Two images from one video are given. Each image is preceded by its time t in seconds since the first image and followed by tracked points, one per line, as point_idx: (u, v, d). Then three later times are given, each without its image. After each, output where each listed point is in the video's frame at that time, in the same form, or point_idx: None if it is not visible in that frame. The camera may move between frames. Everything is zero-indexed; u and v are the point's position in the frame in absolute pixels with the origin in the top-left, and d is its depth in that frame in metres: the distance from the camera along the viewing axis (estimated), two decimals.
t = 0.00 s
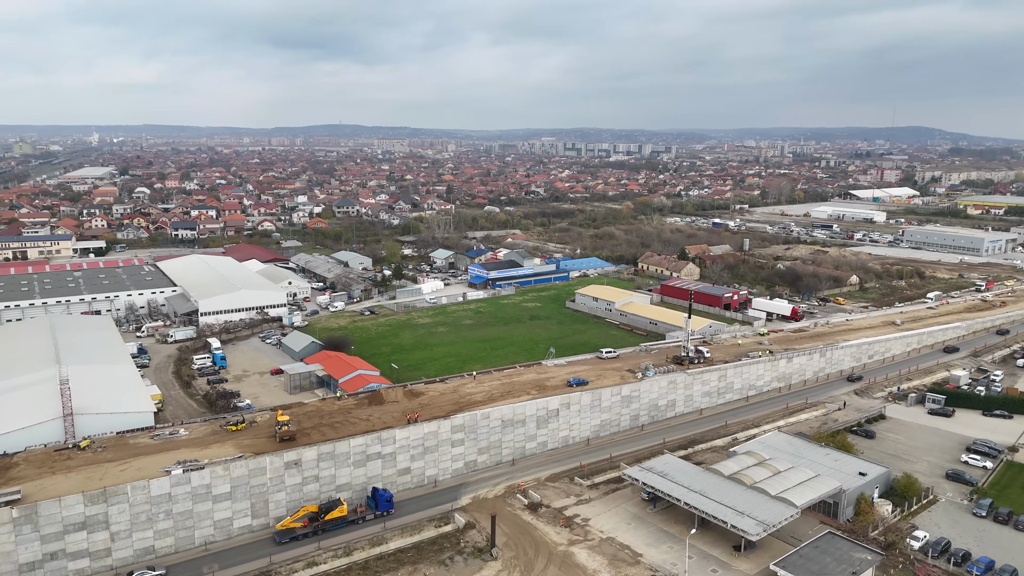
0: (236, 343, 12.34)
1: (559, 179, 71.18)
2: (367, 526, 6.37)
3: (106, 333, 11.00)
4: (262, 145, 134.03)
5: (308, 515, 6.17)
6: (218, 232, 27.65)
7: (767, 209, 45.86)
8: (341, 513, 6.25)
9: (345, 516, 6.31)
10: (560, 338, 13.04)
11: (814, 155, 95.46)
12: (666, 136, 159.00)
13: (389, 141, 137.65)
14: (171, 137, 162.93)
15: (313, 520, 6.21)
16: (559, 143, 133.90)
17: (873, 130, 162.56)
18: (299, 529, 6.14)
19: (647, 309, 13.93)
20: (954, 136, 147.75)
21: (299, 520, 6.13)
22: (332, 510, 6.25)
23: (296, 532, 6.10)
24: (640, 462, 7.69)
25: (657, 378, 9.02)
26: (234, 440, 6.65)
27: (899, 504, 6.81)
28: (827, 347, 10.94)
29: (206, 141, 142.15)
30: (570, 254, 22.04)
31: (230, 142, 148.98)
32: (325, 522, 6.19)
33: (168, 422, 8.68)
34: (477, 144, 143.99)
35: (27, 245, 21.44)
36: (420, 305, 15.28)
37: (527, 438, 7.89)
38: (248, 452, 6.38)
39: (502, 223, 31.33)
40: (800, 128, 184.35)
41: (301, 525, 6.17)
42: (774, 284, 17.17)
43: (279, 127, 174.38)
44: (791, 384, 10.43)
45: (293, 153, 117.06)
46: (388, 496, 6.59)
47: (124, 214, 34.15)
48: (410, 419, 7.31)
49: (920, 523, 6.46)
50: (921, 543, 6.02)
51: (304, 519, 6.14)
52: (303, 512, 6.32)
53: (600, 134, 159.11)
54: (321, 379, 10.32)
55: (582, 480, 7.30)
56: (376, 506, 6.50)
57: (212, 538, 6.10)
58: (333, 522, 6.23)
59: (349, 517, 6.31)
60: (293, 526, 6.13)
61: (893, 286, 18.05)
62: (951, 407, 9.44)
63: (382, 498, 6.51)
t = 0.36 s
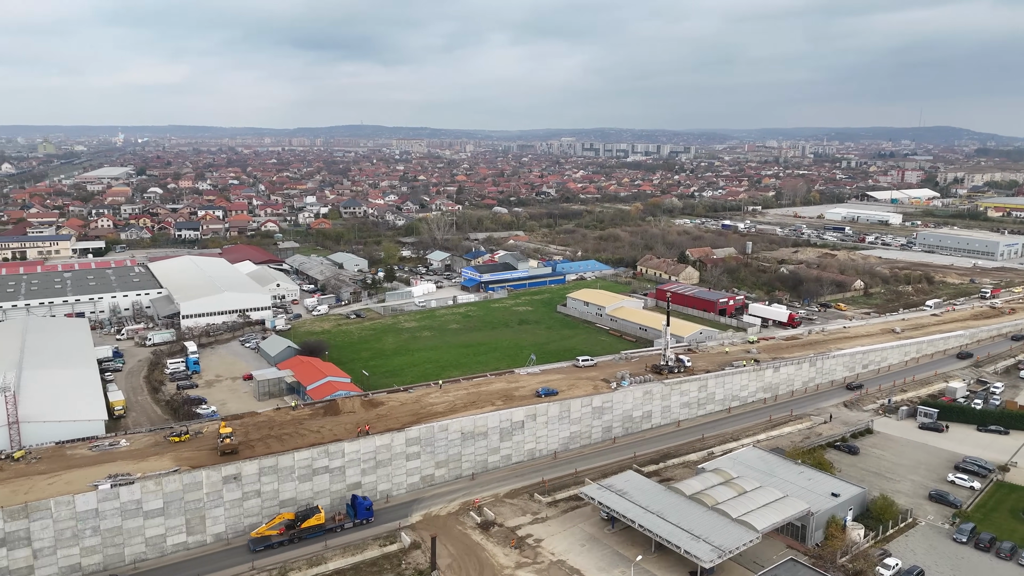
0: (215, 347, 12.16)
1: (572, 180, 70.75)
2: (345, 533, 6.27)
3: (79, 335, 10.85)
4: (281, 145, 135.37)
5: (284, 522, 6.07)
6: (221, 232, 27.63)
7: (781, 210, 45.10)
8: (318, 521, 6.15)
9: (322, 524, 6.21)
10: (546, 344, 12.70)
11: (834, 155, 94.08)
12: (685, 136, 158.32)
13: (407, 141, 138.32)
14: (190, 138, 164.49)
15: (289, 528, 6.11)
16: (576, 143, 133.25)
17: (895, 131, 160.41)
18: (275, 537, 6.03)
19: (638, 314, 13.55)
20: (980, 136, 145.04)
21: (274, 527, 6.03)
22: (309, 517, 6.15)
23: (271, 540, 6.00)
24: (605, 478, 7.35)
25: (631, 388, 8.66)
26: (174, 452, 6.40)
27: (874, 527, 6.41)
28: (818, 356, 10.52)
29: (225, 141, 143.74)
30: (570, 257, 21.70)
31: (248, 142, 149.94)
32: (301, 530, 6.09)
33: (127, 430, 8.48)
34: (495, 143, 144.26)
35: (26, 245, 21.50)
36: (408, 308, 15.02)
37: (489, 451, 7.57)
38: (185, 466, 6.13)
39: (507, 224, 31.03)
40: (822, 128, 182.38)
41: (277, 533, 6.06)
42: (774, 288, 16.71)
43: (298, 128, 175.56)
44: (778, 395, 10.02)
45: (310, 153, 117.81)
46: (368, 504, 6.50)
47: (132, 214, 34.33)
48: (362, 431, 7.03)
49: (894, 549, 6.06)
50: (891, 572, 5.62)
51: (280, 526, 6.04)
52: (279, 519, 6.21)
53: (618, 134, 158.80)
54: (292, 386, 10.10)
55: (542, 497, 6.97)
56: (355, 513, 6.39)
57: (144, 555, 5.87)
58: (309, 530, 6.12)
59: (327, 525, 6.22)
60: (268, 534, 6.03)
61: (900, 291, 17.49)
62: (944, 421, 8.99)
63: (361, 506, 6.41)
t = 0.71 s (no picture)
0: (199, 350, 12.03)
1: (592, 181, 70.26)
2: (329, 542, 6.14)
3: (59, 337, 10.76)
4: (306, 146, 136.49)
5: (266, 529, 5.94)
6: (231, 232, 27.71)
7: (802, 212, 44.19)
8: (301, 529, 6.00)
9: (305, 531, 6.06)
10: (536, 349, 12.37)
11: (862, 156, 92.32)
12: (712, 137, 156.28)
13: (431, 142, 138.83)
14: (218, 138, 166.58)
15: (271, 534, 5.97)
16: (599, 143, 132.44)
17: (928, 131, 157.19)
18: (257, 544, 5.91)
19: (633, 319, 13.17)
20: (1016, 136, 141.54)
21: (256, 534, 5.92)
22: (291, 525, 6.01)
23: (252, 548, 5.89)
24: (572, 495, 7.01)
25: (608, 400, 8.30)
26: (117, 464, 6.19)
27: (851, 554, 6.00)
28: (813, 367, 10.06)
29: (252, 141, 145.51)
30: (576, 260, 21.34)
31: (274, 143, 151.42)
32: (283, 538, 5.94)
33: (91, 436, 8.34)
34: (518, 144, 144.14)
35: (34, 245, 21.68)
36: (402, 311, 14.79)
37: (452, 465, 7.26)
38: (123, 479, 5.92)
39: (518, 226, 30.76)
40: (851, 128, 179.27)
41: (259, 540, 5.94)
42: (781, 294, 16.20)
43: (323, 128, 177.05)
44: (769, 408, 9.60)
45: (333, 154, 118.66)
46: (354, 510, 6.33)
47: (148, 214, 34.64)
48: (316, 443, 6.76)
49: None
50: None
51: (261, 534, 5.91)
52: (262, 525, 6.08)
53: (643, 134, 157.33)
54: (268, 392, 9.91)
55: (502, 514, 6.65)
56: (340, 521, 6.25)
57: (78, 571, 5.66)
58: (291, 538, 5.98)
59: (310, 533, 6.07)
60: (250, 541, 5.92)
61: (914, 297, 16.86)
62: (943, 438, 8.50)
63: (346, 513, 6.25)
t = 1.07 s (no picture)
0: (202, 351, 12.01)
1: (629, 182, 69.43)
2: (328, 547, 6.11)
3: (61, 336, 10.84)
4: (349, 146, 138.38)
5: (266, 534, 5.92)
6: (258, 232, 27.98)
7: (843, 215, 42.83)
8: (300, 534, 5.98)
9: (304, 537, 6.04)
10: (540, 356, 12.05)
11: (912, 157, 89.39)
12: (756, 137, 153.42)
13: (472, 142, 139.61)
14: (263, 138, 170.04)
15: (270, 539, 5.95)
16: (640, 143, 130.97)
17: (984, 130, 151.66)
18: (255, 549, 5.87)
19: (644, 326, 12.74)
20: None
21: (255, 539, 5.88)
22: (290, 530, 5.99)
23: (251, 552, 5.85)
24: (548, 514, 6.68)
25: (597, 413, 7.93)
26: (75, 471, 6.08)
27: None
28: (824, 380, 9.53)
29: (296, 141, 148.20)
30: (597, 263, 20.93)
31: (317, 143, 153.59)
32: (282, 543, 5.92)
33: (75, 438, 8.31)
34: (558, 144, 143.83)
35: (64, 243, 22.18)
36: (410, 314, 14.61)
37: (426, 479, 6.99)
38: (77, 487, 5.79)
39: (545, 228, 30.42)
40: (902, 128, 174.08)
41: (257, 545, 5.90)
42: (804, 301, 15.56)
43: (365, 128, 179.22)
44: (774, 423, 9.11)
45: (374, 154, 119.92)
46: (353, 517, 6.32)
47: (182, 213, 35.26)
48: (282, 453, 6.56)
49: None
50: None
51: (261, 538, 5.88)
52: (259, 530, 6.05)
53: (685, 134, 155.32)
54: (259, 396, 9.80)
55: (470, 533, 6.35)
56: (339, 527, 6.23)
57: None
58: (290, 543, 5.96)
59: (309, 538, 6.05)
60: (248, 546, 5.87)
61: (948, 306, 16.02)
62: (958, 462, 7.93)
63: (346, 520, 6.24)
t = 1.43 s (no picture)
0: (212, 352, 12.05)
1: (673, 184, 68.31)
2: (291, 564, 5.84)
3: (72, 336, 10.98)
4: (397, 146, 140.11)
5: (273, 539, 5.87)
6: (293, 232, 28.28)
7: (894, 219, 41.14)
8: (306, 541, 5.90)
9: (310, 544, 5.96)
10: (550, 364, 11.72)
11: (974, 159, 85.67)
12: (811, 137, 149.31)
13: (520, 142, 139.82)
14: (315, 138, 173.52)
15: (277, 544, 5.90)
16: (688, 143, 128.88)
17: None
18: (262, 554, 5.82)
19: (660, 334, 12.29)
20: None
21: (262, 544, 5.83)
22: (297, 536, 5.92)
23: (257, 557, 5.79)
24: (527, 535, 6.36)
25: (590, 427, 7.57)
26: (44, 476, 6.03)
27: None
28: (843, 396, 8.95)
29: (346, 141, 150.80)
30: (625, 268, 20.46)
31: (368, 144, 155.68)
32: (288, 549, 5.86)
33: (71, 439, 8.36)
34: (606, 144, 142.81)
35: (103, 242, 22.77)
36: (426, 317, 14.43)
37: (403, 493, 6.74)
38: (41, 493, 5.72)
39: (578, 230, 30.00)
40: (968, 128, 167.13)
41: (264, 549, 5.85)
42: (836, 310, 14.83)
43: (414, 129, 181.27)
44: (786, 441, 8.59)
45: (420, 155, 121.06)
46: (361, 524, 6.20)
47: (224, 212, 35.96)
48: (253, 463, 6.39)
49: None
50: None
51: (267, 544, 5.84)
52: (267, 535, 6.00)
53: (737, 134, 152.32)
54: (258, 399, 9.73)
55: (441, 552, 6.05)
56: (346, 534, 6.11)
57: None
58: (296, 549, 5.88)
59: (315, 545, 5.97)
60: (255, 551, 5.82)
61: (995, 318, 15.07)
62: (982, 490, 7.33)
63: (353, 527, 6.12)
